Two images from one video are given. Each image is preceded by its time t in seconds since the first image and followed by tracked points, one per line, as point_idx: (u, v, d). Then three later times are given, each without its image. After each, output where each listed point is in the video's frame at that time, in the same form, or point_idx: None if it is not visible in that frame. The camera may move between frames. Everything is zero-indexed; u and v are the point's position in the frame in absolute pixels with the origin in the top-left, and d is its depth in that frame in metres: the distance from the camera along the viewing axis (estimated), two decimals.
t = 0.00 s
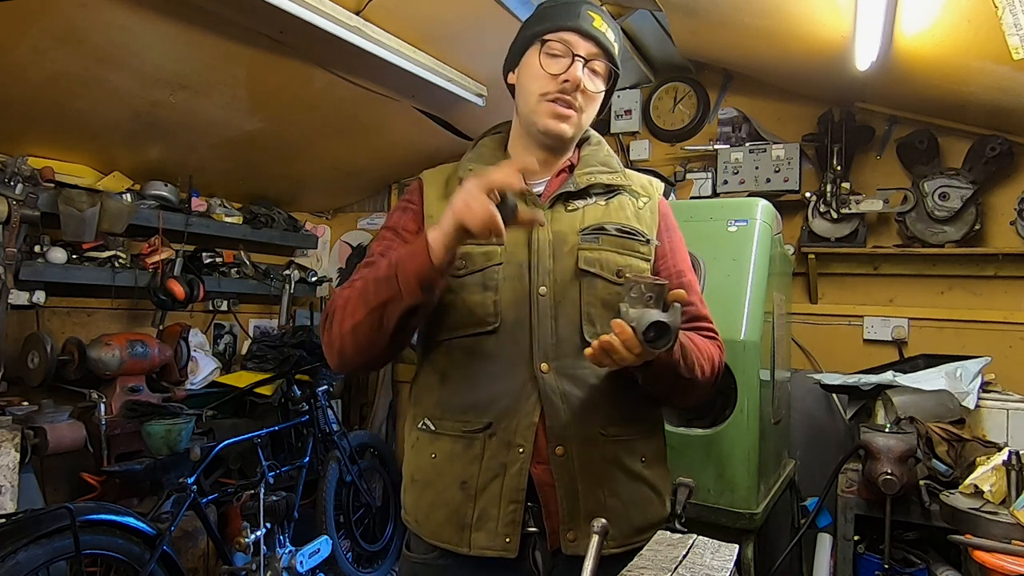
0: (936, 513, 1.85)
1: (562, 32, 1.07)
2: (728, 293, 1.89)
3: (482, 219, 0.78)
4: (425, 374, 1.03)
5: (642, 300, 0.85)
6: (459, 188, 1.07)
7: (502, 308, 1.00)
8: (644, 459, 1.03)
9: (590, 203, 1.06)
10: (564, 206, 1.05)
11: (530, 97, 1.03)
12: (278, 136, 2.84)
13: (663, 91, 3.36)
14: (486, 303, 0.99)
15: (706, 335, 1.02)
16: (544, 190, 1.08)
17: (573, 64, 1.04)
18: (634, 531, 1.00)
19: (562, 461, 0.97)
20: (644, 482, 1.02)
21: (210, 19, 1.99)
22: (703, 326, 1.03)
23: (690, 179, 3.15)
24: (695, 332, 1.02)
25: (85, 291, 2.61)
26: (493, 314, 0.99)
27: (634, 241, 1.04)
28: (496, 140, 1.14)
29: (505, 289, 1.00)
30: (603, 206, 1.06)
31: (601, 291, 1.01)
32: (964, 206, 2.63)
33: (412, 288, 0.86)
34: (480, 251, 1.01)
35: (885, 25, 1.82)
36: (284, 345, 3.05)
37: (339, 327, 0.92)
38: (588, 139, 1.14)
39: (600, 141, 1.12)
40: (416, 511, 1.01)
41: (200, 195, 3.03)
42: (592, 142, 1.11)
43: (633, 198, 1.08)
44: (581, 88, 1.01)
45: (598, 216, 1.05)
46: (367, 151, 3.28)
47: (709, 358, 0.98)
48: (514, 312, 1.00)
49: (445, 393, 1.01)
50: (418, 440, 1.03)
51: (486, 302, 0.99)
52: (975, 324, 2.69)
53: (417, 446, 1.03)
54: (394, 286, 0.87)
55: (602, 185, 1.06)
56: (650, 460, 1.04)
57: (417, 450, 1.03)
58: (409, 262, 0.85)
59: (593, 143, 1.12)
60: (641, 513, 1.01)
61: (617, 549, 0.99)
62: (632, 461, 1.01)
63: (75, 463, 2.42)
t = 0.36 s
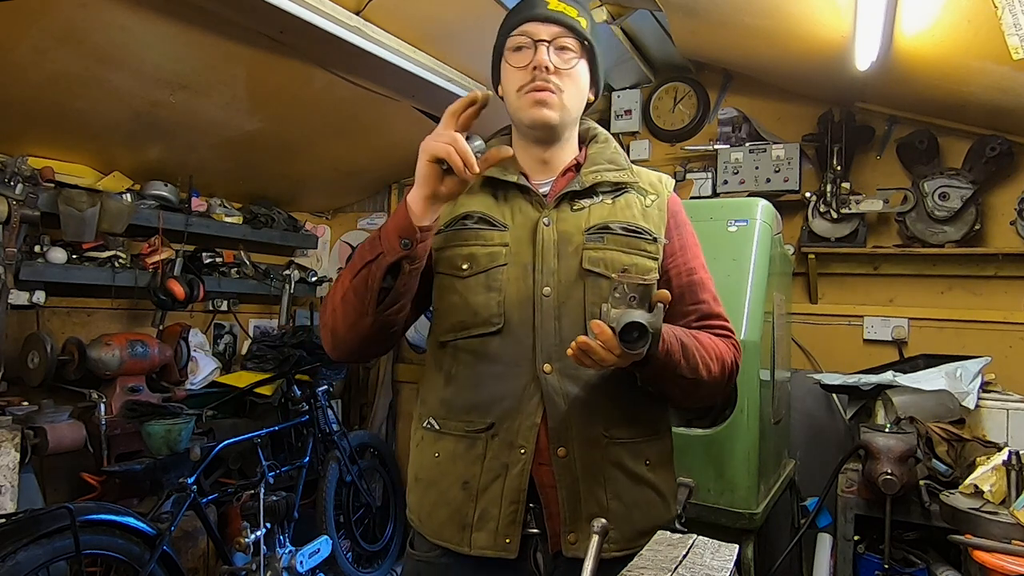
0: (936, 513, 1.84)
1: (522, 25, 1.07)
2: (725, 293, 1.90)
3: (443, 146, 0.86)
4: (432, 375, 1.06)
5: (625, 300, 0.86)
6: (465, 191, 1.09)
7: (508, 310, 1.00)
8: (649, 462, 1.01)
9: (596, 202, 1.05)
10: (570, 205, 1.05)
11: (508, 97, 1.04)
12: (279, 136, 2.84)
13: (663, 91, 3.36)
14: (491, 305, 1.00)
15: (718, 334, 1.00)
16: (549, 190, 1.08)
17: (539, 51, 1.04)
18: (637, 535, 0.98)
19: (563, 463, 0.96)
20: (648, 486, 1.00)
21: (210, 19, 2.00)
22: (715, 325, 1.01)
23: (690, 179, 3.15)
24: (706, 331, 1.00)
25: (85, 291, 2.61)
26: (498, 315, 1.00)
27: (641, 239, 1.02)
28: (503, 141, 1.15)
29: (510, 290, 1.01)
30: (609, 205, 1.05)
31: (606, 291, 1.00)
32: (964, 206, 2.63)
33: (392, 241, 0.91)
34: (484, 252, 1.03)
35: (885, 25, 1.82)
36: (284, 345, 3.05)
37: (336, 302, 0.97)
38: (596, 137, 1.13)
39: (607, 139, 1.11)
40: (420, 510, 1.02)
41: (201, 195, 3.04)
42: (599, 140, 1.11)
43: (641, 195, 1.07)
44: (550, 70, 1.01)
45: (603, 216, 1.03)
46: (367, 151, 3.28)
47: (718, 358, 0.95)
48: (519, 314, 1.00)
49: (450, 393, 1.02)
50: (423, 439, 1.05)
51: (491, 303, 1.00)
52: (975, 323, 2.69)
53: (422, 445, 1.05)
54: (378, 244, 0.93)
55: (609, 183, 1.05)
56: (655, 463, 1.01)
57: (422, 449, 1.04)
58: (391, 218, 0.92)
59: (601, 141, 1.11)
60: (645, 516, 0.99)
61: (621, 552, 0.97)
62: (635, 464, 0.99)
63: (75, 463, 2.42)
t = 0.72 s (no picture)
0: (936, 513, 1.84)
1: (495, 39, 1.10)
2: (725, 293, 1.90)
3: (401, 165, 0.85)
4: (437, 375, 1.06)
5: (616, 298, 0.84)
6: (471, 192, 1.09)
7: (511, 310, 1.01)
8: (651, 466, 0.99)
9: (603, 202, 1.04)
10: (576, 206, 1.04)
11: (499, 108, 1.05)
12: (278, 136, 2.84)
13: (663, 91, 3.36)
14: (495, 306, 1.01)
15: (727, 336, 0.99)
16: (555, 190, 1.08)
17: (513, 56, 1.05)
18: (638, 539, 0.97)
19: (563, 465, 0.96)
20: (651, 491, 0.98)
21: (210, 19, 1.99)
22: (724, 326, 1.00)
23: (690, 179, 3.15)
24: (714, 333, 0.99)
25: (86, 292, 2.61)
26: (501, 317, 1.00)
27: (647, 240, 1.01)
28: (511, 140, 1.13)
29: (515, 291, 1.01)
30: (616, 205, 1.04)
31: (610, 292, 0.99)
32: (964, 206, 2.63)
33: (380, 271, 0.91)
34: (489, 254, 1.03)
35: (885, 25, 1.82)
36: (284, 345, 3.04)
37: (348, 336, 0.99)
38: (605, 137, 1.13)
39: (615, 138, 1.11)
40: (421, 508, 1.03)
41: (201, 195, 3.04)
42: (608, 140, 1.10)
43: (648, 195, 1.05)
44: (524, 70, 1.02)
45: (609, 216, 1.03)
46: (367, 151, 3.27)
47: (724, 359, 0.95)
48: (522, 314, 1.00)
49: (454, 393, 1.03)
50: (426, 437, 1.05)
51: (494, 305, 1.01)
52: (975, 323, 2.69)
53: (425, 444, 1.05)
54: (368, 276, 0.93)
55: (616, 183, 1.04)
56: (659, 467, 0.99)
57: (425, 448, 1.05)
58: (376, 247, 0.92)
59: (610, 141, 1.11)
60: (648, 520, 0.98)
61: (622, 557, 0.97)
62: (637, 468, 0.98)
63: (75, 463, 2.42)
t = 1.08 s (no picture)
0: (936, 513, 1.84)
1: (508, 47, 1.05)
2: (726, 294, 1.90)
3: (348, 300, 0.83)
4: (437, 375, 1.06)
5: (600, 294, 0.85)
6: (475, 194, 1.09)
7: (513, 309, 1.01)
8: (654, 467, 0.98)
9: (607, 204, 1.04)
10: (579, 207, 1.04)
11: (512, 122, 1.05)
12: (278, 136, 2.84)
13: (663, 91, 3.36)
14: (496, 306, 1.01)
15: (730, 339, 0.99)
16: (560, 193, 1.08)
17: (530, 74, 1.03)
18: (639, 540, 0.97)
19: (563, 464, 0.96)
20: (653, 492, 0.98)
21: (210, 19, 1.99)
22: (727, 329, 0.99)
23: (690, 179, 3.15)
24: (717, 336, 0.99)
25: (86, 292, 2.61)
26: (504, 317, 1.00)
27: (650, 241, 1.01)
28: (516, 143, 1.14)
29: (517, 292, 1.01)
30: (619, 206, 1.03)
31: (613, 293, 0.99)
32: (964, 206, 2.63)
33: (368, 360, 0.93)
34: (492, 255, 1.03)
35: (885, 25, 1.82)
36: (284, 345, 3.03)
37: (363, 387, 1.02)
38: (610, 140, 1.13)
39: (620, 141, 1.11)
40: (420, 507, 1.04)
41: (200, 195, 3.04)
42: (613, 143, 1.11)
43: (652, 198, 1.05)
44: (544, 94, 1.00)
45: (613, 218, 1.03)
46: (367, 151, 3.27)
47: (723, 362, 0.94)
48: (523, 312, 1.00)
49: (455, 393, 1.03)
50: (427, 437, 1.06)
51: (496, 305, 1.01)
52: (975, 323, 2.69)
53: (426, 443, 1.06)
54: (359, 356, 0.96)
55: (621, 185, 1.04)
56: (661, 469, 0.99)
57: (425, 447, 1.05)
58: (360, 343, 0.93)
59: (615, 143, 1.11)
60: (649, 521, 0.97)
61: (621, 557, 0.97)
62: (639, 468, 0.97)
63: (75, 463, 2.42)
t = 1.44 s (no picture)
0: (937, 513, 1.84)
1: (522, 45, 1.06)
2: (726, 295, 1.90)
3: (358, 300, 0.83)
4: (440, 376, 1.06)
5: (604, 297, 0.85)
6: (478, 195, 1.09)
7: (517, 310, 1.01)
8: (659, 467, 0.99)
9: (610, 205, 1.04)
10: (583, 209, 1.04)
11: (519, 120, 1.04)
12: (279, 136, 2.84)
13: (663, 91, 3.36)
14: (501, 307, 1.01)
15: (731, 339, 0.99)
16: (563, 194, 1.08)
17: (543, 73, 1.03)
18: (642, 539, 0.97)
19: (570, 465, 0.96)
20: (657, 491, 0.98)
21: (210, 19, 1.99)
22: (728, 329, 1.00)
23: (690, 179, 3.15)
24: (718, 336, 0.99)
25: (86, 292, 2.61)
26: (508, 318, 1.00)
27: (653, 243, 1.01)
28: (517, 143, 1.13)
29: (521, 293, 1.01)
30: (622, 208, 1.04)
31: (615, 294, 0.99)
32: (964, 206, 2.63)
33: (372, 359, 0.94)
34: (495, 256, 1.03)
35: (885, 25, 1.82)
36: (284, 345, 3.03)
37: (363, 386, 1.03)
38: (611, 141, 1.13)
39: (622, 142, 1.11)
40: (425, 508, 1.03)
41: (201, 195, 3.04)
42: (614, 144, 1.11)
43: (654, 199, 1.05)
44: (557, 94, 1.01)
45: (616, 219, 1.03)
46: (367, 151, 3.27)
47: (725, 362, 0.95)
48: (528, 313, 1.00)
49: (459, 394, 1.03)
50: (431, 438, 1.05)
51: (500, 306, 1.01)
52: (975, 323, 2.69)
53: (430, 445, 1.05)
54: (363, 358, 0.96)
55: (623, 187, 1.04)
56: (665, 468, 0.99)
57: (429, 448, 1.05)
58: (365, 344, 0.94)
59: (617, 144, 1.11)
60: (653, 521, 0.97)
61: (626, 557, 0.97)
62: (642, 468, 0.98)
63: (75, 463, 2.42)
